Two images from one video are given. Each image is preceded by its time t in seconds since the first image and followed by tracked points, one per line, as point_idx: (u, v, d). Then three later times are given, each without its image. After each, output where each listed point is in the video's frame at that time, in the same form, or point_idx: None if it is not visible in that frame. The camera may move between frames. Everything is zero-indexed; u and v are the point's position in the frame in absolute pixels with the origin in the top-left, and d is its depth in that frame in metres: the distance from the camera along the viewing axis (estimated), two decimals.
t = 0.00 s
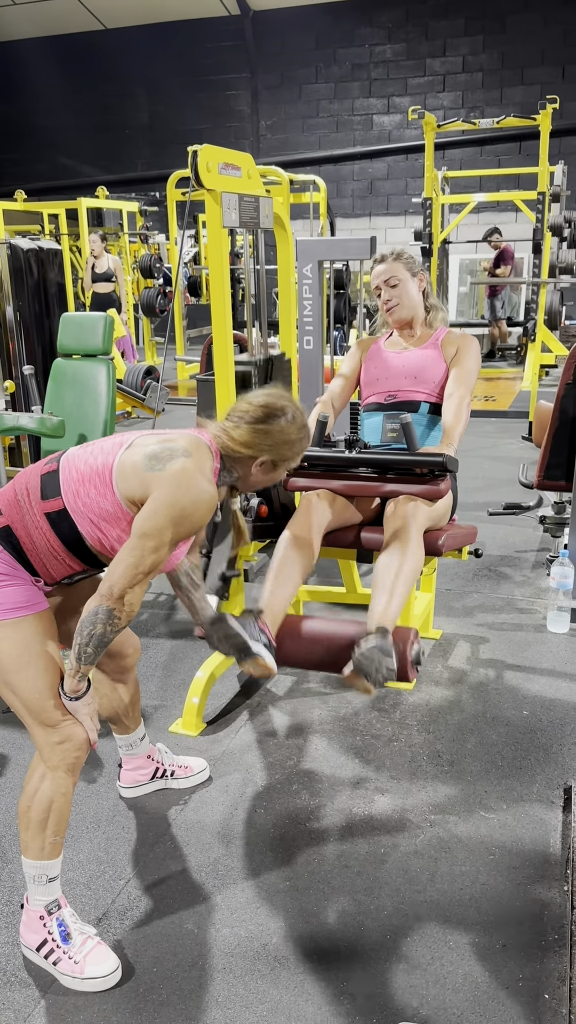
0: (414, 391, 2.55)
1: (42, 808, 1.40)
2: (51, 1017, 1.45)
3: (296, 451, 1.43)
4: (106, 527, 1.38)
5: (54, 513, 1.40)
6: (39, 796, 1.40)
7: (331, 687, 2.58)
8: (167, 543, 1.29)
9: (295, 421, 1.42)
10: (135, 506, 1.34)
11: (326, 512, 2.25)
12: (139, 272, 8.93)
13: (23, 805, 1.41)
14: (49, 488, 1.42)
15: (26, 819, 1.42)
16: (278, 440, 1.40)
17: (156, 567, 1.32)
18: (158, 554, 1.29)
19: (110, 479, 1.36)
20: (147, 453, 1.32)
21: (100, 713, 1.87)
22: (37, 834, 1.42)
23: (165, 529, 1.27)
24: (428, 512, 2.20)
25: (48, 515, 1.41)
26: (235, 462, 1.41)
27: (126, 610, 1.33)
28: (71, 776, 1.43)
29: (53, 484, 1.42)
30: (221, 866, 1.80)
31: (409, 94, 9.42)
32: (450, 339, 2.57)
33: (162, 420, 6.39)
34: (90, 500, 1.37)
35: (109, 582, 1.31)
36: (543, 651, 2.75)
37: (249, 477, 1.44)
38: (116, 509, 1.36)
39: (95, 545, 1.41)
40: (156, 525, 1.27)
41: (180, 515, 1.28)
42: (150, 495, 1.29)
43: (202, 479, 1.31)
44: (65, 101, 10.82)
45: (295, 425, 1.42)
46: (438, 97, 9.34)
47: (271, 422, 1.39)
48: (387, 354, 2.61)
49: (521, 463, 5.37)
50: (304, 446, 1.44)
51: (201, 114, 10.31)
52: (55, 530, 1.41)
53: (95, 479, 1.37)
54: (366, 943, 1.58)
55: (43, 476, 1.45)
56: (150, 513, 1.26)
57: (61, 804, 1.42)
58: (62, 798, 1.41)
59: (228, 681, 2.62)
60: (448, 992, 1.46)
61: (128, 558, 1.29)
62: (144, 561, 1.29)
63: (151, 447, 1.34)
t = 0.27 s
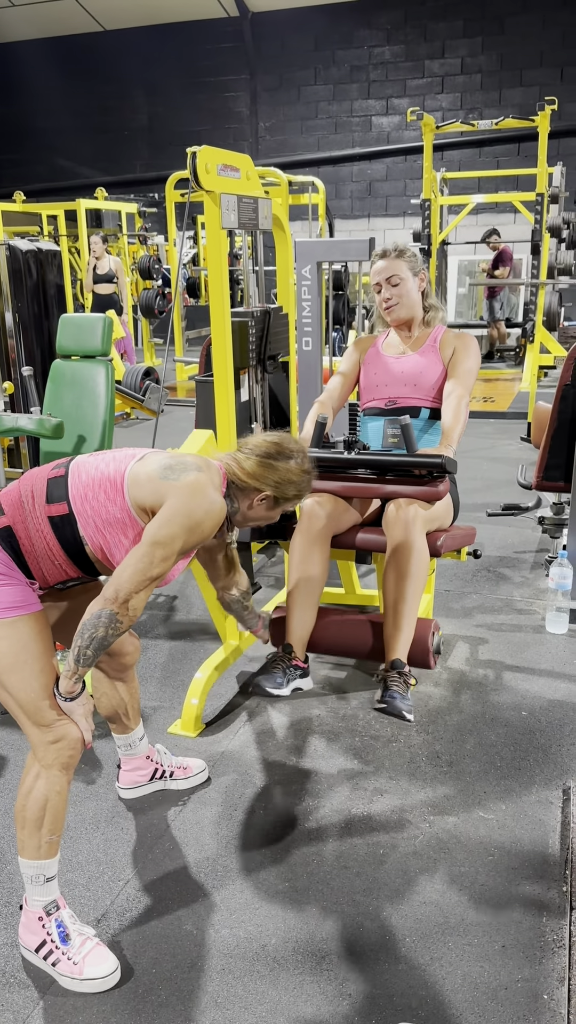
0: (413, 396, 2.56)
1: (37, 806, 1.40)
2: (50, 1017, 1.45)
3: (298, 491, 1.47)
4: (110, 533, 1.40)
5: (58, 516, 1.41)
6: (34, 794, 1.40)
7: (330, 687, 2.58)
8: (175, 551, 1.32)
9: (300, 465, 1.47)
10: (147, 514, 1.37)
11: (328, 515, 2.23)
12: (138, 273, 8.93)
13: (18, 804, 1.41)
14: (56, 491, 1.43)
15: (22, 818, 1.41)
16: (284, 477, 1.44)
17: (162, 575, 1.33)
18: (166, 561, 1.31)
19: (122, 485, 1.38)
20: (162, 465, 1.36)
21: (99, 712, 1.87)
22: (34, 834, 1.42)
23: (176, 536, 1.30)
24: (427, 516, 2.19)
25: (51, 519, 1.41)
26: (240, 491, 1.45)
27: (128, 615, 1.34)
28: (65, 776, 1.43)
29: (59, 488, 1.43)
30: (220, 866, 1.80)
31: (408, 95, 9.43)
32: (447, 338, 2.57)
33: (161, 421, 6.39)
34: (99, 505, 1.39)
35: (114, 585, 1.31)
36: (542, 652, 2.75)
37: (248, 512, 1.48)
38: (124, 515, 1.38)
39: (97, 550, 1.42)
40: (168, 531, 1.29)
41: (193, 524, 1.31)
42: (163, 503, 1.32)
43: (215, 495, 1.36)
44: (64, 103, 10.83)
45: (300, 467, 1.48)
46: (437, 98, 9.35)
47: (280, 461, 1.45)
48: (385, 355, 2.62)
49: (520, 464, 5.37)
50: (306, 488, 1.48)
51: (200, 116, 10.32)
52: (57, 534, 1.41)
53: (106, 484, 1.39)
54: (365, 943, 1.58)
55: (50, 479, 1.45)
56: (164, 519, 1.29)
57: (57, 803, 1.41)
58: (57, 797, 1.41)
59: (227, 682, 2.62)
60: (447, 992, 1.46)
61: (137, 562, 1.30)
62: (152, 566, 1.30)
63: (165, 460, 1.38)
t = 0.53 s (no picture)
0: (411, 400, 2.57)
1: (36, 808, 1.40)
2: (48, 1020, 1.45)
3: (299, 473, 1.43)
4: (107, 530, 1.39)
5: (56, 514, 1.40)
6: (33, 796, 1.40)
7: (329, 689, 2.58)
8: (168, 550, 1.30)
9: (300, 445, 1.42)
10: (139, 511, 1.35)
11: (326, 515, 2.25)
12: (137, 274, 8.94)
13: (17, 806, 1.41)
14: (52, 489, 1.42)
15: (21, 820, 1.41)
16: (282, 461, 1.40)
17: (155, 574, 1.32)
18: (159, 560, 1.30)
19: (116, 482, 1.36)
20: (154, 460, 1.33)
21: (98, 715, 1.87)
22: (33, 835, 1.42)
23: (167, 535, 1.28)
24: (425, 516, 2.19)
25: (50, 517, 1.41)
26: (239, 477, 1.42)
27: (124, 615, 1.34)
28: (65, 778, 1.43)
29: (55, 486, 1.42)
30: (219, 868, 1.81)
31: (406, 97, 9.45)
32: (446, 342, 2.57)
33: (161, 423, 6.39)
34: (93, 502, 1.37)
35: (108, 586, 1.31)
36: (541, 654, 2.75)
37: (250, 496, 1.45)
38: (120, 512, 1.37)
39: (96, 548, 1.41)
40: (159, 530, 1.27)
41: (184, 523, 1.28)
42: (155, 501, 1.30)
43: (208, 490, 1.32)
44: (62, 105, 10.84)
45: (300, 448, 1.42)
46: (435, 100, 9.37)
47: (277, 443, 1.39)
48: (385, 360, 2.62)
49: (518, 466, 5.38)
50: (307, 469, 1.44)
51: (198, 117, 10.33)
52: (56, 532, 1.41)
53: (100, 481, 1.38)
54: (363, 945, 1.58)
55: (46, 478, 1.45)
56: (154, 518, 1.27)
57: (56, 804, 1.42)
58: (56, 798, 1.41)
59: (225, 684, 2.62)
60: (445, 994, 1.46)
61: (131, 562, 1.29)
62: (145, 566, 1.29)
63: (159, 453, 1.35)
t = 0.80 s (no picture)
0: (411, 403, 2.57)
1: (39, 812, 1.40)
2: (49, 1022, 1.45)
3: (296, 438, 1.44)
4: (102, 528, 1.39)
5: (52, 515, 1.40)
6: (36, 801, 1.40)
7: (327, 691, 2.58)
8: (160, 545, 1.30)
9: (293, 410, 1.42)
10: (128, 507, 1.35)
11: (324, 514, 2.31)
12: (136, 276, 8.94)
13: (20, 810, 1.41)
14: (46, 489, 1.42)
15: (24, 823, 1.41)
16: (276, 430, 1.40)
17: (151, 571, 1.33)
18: (152, 556, 1.30)
19: (104, 479, 1.36)
20: (138, 455, 1.33)
21: (97, 720, 1.87)
22: (35, 840, 1.42)
23: (157, 531, 1.28)
24: (424, 517, 2.21)
25: (46, 518, 1.41)
26: (233, 452, 1.42)
27: (123, 614, 1.34)
28: (68, 783, 1.43)
29: (49, 486, 1.42)
30: (218, 870, 1.81)
31: (404, 99, 9.46)
32: (445, 345, 2.58)
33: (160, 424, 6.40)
34: (84, 501, 1.38)
35: (103, 588, 1.31)
36: (539, 656, 2.76)
37: (248, 467, 1.46)
38: (111, 510, 1.37)
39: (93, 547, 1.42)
40: (148, 528, 1.27)
41: (172, 517, 1.28)
42: (142, 498, 1.29)
43: (193, 479, 1.31)
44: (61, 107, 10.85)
45: (293, 415, 1.42)
46: (433, 102, 9.38)
47: (268, 412, 1.40)
48: (385, 363, 2.63)
49: (516, 467, 5.38)
50: (303, 432, 1.45)
51: (196, 120, 10.34)
52: (53, 533, 1.41)
53: (89, 479, 1.38)
54: (361, 946, 1.58)
55: (40, 478, 1.45)
56: (142, 516, 1.27)
57: (59, 809, 1.42)
58: (59, 803, 1.42)
59: (224, 686, 2.62)
60: (444, 996, 1.47)
61: (123, 563, 1.29)
62: (138, 564, 1.30)
63: (142, 446, 1.34)
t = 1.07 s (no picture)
0: (406, 399, 2.57)
1: (40, 814, 1.40)
2: None
3: (295, 450, 1.44)
4: (104, 533, 1.39)
5: (53, 519, 1.41)
6: (37, 803, 1.41)
7: (326, 692, 2.58)
8: (163, 550, 1.30)
9: (293, 422, 1.43)
10: (131, 512, 1.35)
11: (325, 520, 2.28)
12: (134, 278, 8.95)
13: (21, 813, 1.42)
14: (47, 495, 1.43)
15: (24, 826, 1.42)
16: (277, 442, 1.40)
17: (152, 575, 1.33)
18: (154, 561, 1.30)
19: (106, 485, 1.36)
20: (142, 460, 1.32)
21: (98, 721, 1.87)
22: (35, 842, 1.42)
23: (160, 535, 1.28)
24: (423, 519, 2.22)
25: (47, 522, 1.41)
26: (234, 463, 1.41)
27: (124, 617, 1.35)
28: (69, 786, 1.43)
29: (50, 491, 1.42)
30: (216, 871, 1.81)
31: (402, 101, 9.48)
32: (442, 346, 2.59)
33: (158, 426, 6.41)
34: (86, 507, 1.38)
35: (105, 591, 1.32)
36: (537, 657, 2.76)
37: (248, 478, 1.45)
38: (113, 515, 1.37)
39: (94, 552, 1.42)
40: (151, 532, 1.27)
41: (175, 521, 1.28)
42: (144, 503, 1.29)
43: (196, 485, 1.31)
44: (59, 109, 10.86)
45: (293, 426, 1.43)
46: (432, 104, 9.40)
47: (269, 424, 1.40)
48: (381, 361, 2.63)
49: (514, 469, 5.39)
50: (302, 445, 1.45)
51: (195, 122, 10.35)
52: (54, 537, 1.41)
53: (92, 485, 1.38)
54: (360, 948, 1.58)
55: (40, 483, 1.45)
56: (145, 520, 1.27)
57: (59, 811, 1.42)
58: (60, 805, 1.42)
59: (223, 687, 2.62)
60: (442, 998, 1.47)
61: (125, 567, 1.30)
62: (140, 568, 1.30)
63: (145, 452, 1.34)
